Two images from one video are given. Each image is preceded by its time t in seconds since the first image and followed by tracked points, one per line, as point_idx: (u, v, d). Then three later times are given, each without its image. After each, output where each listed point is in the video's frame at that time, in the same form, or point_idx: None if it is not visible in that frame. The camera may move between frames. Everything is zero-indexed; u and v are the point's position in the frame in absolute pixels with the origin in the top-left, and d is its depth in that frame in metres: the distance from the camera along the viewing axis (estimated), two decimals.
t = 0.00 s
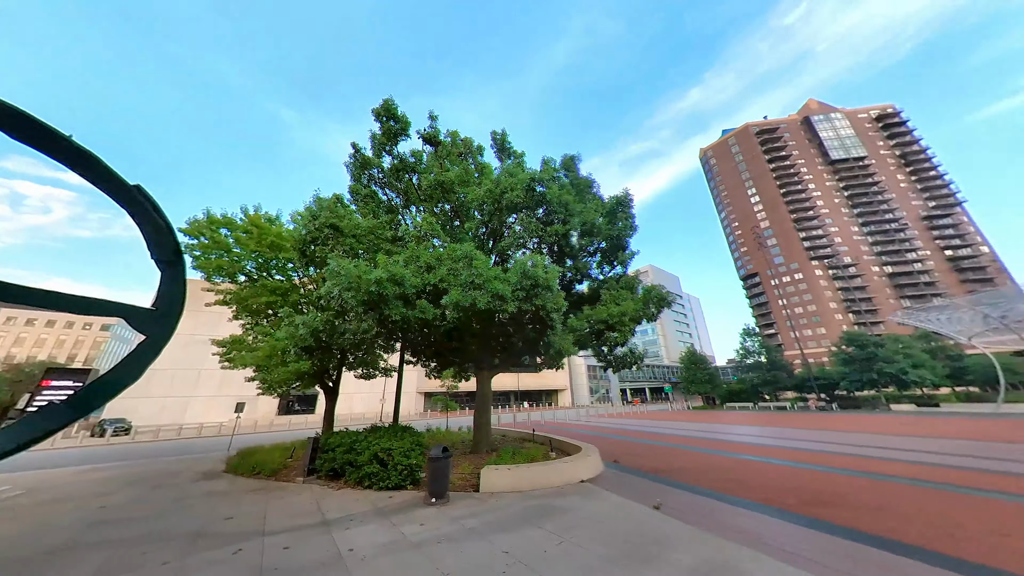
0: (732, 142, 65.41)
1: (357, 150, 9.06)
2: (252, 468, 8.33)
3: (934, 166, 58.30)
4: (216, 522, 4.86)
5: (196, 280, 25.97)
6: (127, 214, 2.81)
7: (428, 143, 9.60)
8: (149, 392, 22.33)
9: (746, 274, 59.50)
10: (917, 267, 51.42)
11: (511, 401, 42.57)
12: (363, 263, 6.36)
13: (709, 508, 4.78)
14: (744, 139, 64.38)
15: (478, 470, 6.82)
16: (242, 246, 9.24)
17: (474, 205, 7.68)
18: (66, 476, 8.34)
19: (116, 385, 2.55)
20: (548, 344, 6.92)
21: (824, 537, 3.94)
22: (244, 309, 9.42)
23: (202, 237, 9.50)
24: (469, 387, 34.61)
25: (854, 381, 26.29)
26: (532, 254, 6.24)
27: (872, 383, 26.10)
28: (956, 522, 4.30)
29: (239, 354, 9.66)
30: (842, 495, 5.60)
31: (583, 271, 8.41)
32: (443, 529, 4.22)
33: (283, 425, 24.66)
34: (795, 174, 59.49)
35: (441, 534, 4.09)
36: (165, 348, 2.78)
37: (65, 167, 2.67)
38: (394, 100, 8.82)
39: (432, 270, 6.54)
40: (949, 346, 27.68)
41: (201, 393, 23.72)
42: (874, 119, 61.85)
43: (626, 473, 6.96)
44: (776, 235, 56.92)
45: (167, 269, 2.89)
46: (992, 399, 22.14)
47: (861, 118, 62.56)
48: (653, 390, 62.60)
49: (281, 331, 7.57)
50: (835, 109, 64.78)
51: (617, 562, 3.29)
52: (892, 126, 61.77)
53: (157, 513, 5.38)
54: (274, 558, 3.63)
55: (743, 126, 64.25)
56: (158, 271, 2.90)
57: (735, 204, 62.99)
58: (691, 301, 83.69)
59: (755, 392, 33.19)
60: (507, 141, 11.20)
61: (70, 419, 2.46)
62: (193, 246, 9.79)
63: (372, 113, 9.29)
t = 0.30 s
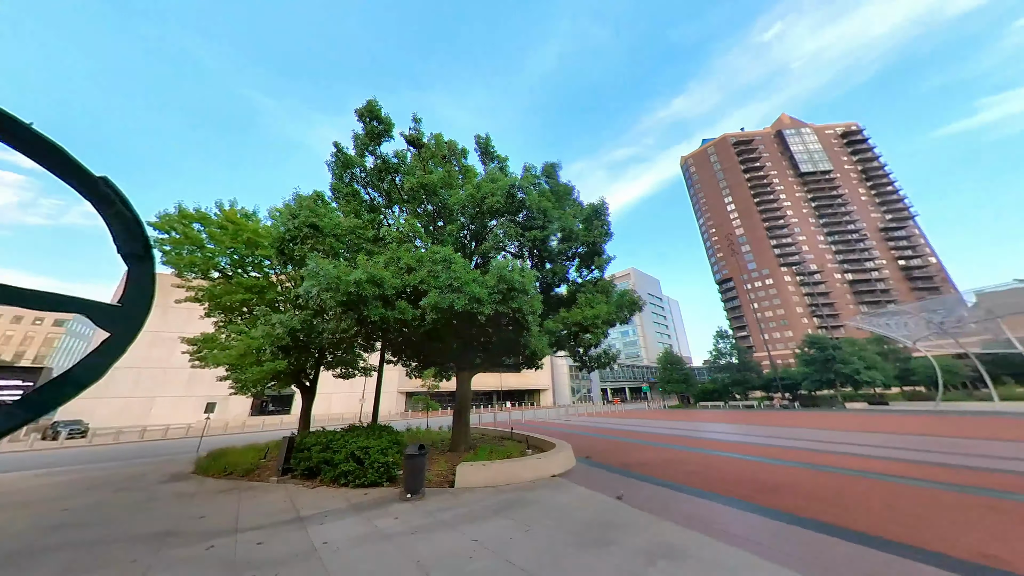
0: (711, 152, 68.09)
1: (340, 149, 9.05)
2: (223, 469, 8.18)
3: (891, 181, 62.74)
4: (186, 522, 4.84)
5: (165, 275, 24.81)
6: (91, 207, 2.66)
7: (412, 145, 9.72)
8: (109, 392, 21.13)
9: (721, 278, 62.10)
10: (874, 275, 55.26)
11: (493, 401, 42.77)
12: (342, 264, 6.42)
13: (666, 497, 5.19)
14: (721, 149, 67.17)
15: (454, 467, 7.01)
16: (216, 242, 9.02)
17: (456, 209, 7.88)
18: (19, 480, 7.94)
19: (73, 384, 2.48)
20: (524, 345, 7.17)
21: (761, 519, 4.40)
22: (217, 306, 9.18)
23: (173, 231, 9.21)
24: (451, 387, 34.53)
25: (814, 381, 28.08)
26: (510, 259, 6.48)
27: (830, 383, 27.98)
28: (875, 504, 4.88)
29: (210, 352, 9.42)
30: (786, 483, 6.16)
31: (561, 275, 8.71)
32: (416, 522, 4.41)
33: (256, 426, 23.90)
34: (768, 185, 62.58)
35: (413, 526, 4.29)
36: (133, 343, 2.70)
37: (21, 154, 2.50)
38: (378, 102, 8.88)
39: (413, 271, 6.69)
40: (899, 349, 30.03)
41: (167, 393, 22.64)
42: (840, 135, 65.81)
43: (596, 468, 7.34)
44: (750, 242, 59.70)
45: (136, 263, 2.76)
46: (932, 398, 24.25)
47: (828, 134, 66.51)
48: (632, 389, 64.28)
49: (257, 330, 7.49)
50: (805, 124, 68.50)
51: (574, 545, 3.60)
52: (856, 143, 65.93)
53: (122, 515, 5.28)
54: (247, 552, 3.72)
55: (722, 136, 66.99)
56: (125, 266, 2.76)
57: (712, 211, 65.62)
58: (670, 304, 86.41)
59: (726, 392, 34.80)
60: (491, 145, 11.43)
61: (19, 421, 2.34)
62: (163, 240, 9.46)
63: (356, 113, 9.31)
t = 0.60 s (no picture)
0: (691, 160, 70.66)
1: (320, 147, 8.96)
2: (189, 471, 7.95)
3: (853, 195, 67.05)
4: (149, 524, 4.76)
5: (127, 268, 23.49)
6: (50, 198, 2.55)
7: (394, 145, 9.74)
8: (60, 391, 19.77)
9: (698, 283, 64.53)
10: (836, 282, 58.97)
11: (475, 401, 42.77)
12: (320, 264, 6.43)
13: (628, 491, 5.53)
14: (701, 158, 69.82)
15: (429, 466, 7.13)
16: (186, 237, 8.73)
17: (437, 211, 8.01)
18: None
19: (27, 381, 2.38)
20: (500, 346, 7.39)
21: (710, 509, 4.78)
22: (185, 303, 8.86)
23: (138, 224, 8.83)
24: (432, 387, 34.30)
25: (778, 381, 29.83)
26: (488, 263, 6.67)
27: (792, 383, 29.80)
28: (811, 493, 5.38)
29: (177, 351, 9.09)
30: (739, 476, 6.66)
31: (539, 279, 9.03)
32: (387, 519, 4.54)
33: (225, 427, 22.98)
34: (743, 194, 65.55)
35: (384, 522, 4.43)
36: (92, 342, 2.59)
37: None
38: (360, 101, 8.87)
39: (392, 273, 6.77)
40: (854, 352, 32.29)
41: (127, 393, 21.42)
42: (809, 150, 69.69)
43: (567, 465, 7.64)
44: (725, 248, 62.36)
45: (94, 258, 2.63)
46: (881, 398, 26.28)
47: (798, 148, 70.31)
48: (612, 389, 65.78)
49: (229, 329, 7.35)
50: (778, 138, 72.12)
51: (536, 536, 3.83)
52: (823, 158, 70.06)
53: (78, 519, 5.11)
54: (214, 552, 3.75)
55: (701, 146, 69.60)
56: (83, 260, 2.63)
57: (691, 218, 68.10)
58: (650, 306, 88.96)
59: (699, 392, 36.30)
60: (474, 148, 11.57)
61: None
62: (127, 233, 9.05)
63: (337, 111, 9.25)
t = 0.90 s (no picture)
0: (672, 168, 73.09)
1: (298, 143, 8.81)
2: (149, 474, 7.64)
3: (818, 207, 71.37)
4: (106, 528, 4.62)
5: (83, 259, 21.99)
6: None
7: (376, 144, 9.72)
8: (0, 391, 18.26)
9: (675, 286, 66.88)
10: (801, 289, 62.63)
11: (455, 400, 42.60)
12: (294, 263, 6.37)
13: (593, 486, 5.84)
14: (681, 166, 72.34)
15: (403, 465, 7.21)
16: (150, 230, 8.36)
17: (417, 212, 8.07)
18: None
19: None
20: (476, 347, 7.55)
21: (666, 500, 5.16)
22: (149, 298, 8.48)
23: (97, 215, 8.37)
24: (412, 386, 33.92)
25: (746, 382, 31.45)
26: (465, 266, 6.80)
27: (758, 384, 31.48)
28: (757, 483, 5.90)
29: (138, 348, 8.69)
30: (696, 470, 7.15)
31: (518, 281, 9.22)
32: (357, 517, 4.62)
33: (190, 429, 21.92)
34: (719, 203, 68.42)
35: (354, 521, 4.50)
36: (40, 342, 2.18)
37: None
38: (340, 99, 8.80)
39: (369, 273, 6.79)
40: (814, 355, 34.47)
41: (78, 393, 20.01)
42: (781, 162, 73.52)
43: (539, 462, 7.92)
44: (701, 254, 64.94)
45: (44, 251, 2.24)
46: (836, 397, 28.22)
47: (771, 161, 74.11)
48: (592, 389, 67.11)
49: (195, 327, 7.12)
50: (752, 150, 75.76)
51: (501, 528, 4.04)
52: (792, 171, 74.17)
53: (26, 525, 4.88)
54: (177, 553, 3.72)
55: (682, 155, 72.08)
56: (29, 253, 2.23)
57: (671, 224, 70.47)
58: (630, 308, 91.29)
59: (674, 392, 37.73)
60: (456, 150, 11.66)
61: None
62: (84, 224, 8.58)
63: (316, 107, 9.12)
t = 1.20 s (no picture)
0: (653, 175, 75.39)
1: (274, 137, 8.62)
2: (103, 479, 7.27)
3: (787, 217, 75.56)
4: (55, 535, 4.43)
5: (31, 247, 20.39)
6: None
7: (356, 142, 9.64)
8: None
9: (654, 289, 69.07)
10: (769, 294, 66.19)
11: (436, 400, 42.32)
12: (267, 262, 6.26)
13: (561, 483, 6.09)
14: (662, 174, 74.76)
15: (376, 466, 7.22)
16: (109, 221, 7.93)
17: (397, 213, 8.10)
18: None
19: None
20: (453, 349, 7.65)
21: (627, 495, 5.48)
22: (106, 293, 8.04)
23: (49, 203, 7.85)
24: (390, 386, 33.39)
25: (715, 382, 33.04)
26: (443, 269, 6.89)
27: (727, 384, 33.13)
28: (712, 477, 6.35)
29: (93, 346, 8.22)
30: (660, 467, 7.56)
31: (497, 284, 9.37)
32: (326, 517, 4.65)
33: (149, 430, 20.71)
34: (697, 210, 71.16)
35: (323, 521, 4.54)
36: None
37: None
38: (320, 95, 8.70)
39: (346, 273, 6.77)
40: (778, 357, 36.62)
41: (21, 392, 18.50)
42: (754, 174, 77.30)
43: (512, 461, 8.12)
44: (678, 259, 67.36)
45: None
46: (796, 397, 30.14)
47: (745, 172, 77.74)
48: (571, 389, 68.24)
49: (158, 325, 6.85)
50: (728, 161, 79.25)
51: (469, 525, 4.20)
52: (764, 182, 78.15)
53: None
54: (135, 558, 3.65)
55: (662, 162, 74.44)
56: None
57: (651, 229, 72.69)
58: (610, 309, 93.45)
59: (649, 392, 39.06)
60: (439, 151, 11.70)
61: None
62: (34, 212, 8.03)
63: (294, 102, 8.95)
